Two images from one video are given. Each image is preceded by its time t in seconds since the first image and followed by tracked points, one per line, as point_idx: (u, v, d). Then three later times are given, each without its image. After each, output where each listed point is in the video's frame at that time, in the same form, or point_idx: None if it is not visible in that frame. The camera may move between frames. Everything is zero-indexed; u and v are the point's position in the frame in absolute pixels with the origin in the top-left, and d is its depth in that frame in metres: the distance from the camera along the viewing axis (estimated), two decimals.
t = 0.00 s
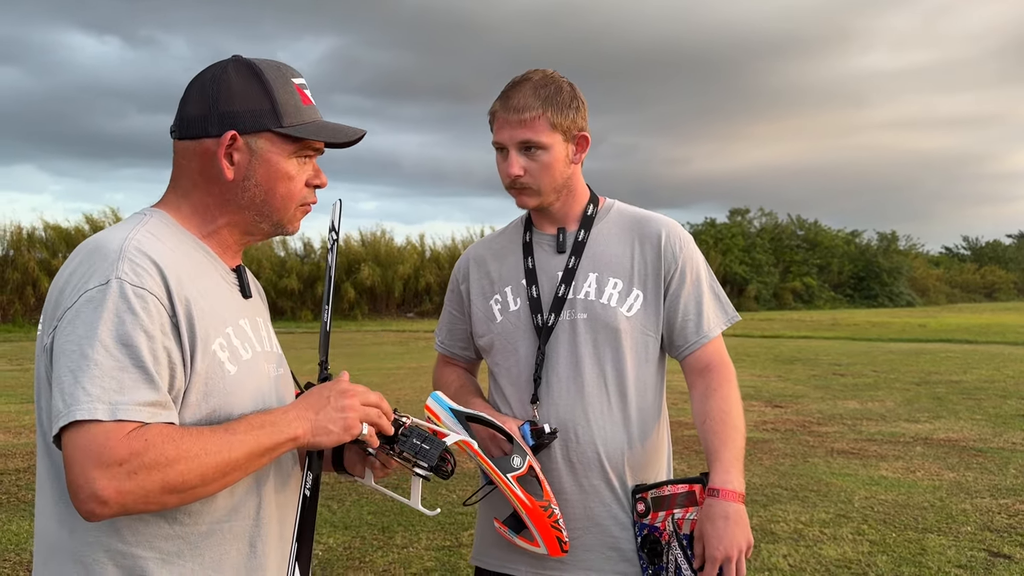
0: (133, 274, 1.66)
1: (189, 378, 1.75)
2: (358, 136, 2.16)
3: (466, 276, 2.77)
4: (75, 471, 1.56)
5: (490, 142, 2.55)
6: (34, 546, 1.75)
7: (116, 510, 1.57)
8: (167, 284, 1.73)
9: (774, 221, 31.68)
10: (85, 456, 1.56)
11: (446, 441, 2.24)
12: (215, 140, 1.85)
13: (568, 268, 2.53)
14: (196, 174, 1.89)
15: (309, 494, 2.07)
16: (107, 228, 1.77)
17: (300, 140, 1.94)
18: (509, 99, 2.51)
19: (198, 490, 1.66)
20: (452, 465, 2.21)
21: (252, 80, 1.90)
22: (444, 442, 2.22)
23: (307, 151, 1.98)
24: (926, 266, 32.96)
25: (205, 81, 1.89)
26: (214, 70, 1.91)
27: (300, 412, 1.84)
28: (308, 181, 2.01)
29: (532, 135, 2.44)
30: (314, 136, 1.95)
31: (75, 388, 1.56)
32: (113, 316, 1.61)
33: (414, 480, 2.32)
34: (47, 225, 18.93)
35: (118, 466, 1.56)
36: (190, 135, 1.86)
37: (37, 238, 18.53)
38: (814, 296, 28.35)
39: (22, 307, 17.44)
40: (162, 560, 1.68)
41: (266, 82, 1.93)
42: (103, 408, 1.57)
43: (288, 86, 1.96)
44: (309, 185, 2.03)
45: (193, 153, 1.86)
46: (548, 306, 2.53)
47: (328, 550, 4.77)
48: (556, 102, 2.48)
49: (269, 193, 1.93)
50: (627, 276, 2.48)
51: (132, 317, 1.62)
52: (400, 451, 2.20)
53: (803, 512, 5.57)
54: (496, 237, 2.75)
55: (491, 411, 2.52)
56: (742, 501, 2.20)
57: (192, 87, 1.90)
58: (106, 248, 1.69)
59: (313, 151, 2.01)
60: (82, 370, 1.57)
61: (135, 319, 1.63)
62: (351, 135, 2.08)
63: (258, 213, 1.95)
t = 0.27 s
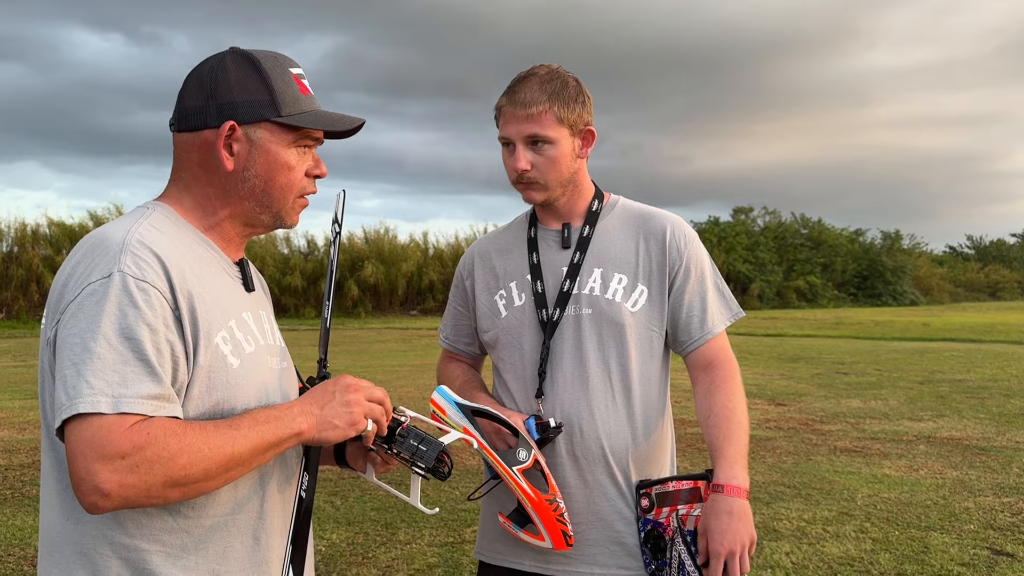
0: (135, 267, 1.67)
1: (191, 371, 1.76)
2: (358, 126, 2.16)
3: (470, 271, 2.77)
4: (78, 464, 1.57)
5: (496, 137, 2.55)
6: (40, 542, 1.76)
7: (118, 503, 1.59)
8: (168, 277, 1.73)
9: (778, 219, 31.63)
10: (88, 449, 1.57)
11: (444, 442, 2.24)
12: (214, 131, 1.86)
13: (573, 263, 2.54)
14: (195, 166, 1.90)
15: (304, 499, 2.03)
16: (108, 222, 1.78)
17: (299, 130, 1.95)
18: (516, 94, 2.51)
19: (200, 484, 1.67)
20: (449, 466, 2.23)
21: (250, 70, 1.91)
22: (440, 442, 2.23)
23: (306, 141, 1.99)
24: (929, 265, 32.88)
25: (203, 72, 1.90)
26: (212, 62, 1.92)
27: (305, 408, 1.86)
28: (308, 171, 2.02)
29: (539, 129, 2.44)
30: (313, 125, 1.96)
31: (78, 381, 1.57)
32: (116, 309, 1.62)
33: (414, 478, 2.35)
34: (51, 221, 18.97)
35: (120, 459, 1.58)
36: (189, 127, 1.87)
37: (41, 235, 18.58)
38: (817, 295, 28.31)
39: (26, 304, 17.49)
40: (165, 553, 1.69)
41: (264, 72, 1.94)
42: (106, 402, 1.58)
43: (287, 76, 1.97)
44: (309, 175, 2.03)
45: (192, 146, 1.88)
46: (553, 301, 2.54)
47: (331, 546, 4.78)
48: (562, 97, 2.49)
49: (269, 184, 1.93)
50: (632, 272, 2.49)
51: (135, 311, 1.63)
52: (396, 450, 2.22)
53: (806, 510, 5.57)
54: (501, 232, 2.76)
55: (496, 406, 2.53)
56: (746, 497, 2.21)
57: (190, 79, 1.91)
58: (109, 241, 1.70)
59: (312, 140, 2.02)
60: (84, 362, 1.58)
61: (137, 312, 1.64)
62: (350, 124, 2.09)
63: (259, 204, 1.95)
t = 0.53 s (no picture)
0: (137, 259, 1.67)
1: (197, 361, 1.78)
2: (346, 113, 2.17)
3: (474, 268, 2.77)
4: (104, 456, 1.58)
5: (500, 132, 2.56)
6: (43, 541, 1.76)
7: (151, 489, 1.59)
8: (170, 268, 1.74)
9: (780, 218, 31.59)
10: (111, 440, 1.58)
11: (439, 430, 2.26)
12: (204, 123, 1.86)
13: (576, 260, 2.54)
14: (187, 160, 1.90)
15: (298, 492, 2.03)
16: (102, 221, 1.78)
17: (289, 117, 1.95)
18: (519, 90, 2.52)
19: (230, 458, 1.69)
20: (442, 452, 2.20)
21: (239, 61, 1.91)
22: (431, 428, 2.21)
23: (297, 128, 2.00)
24: (932, 264, 32.84)
25: (191, 65, 1.90)
26: (199, 54, 1.92)
27: (320, 369, 1.88)
28: (300, 160, 2.02)
29: (542, 125, 2.45)
30: (303, 112, 1.97)
31: (93, 374, 1.58)
32: (124, 300, 1.63)
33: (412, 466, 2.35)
34: (54, 218, 18.99)
35: (145, 444, 1.59)
36: (179, 120, 1.88)
37: (44, 231, 18.60)
38: (819, 294, 28.29)
39: (29, 300, 17.53)
40: (173, 548, 1.70)
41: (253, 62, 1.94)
42: (122, 391, 1.59)
43: (275, 66, 1.98)
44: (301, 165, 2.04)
45: (183, 139, 1.88)
46: (556, 298, 2.54)
47: (333, 542, 4.79)
48: (566, 94, 2.50)
49: (262, 173, 1.93)
50: (635, 269, 2.49)
51: (141, 300, 1.64)
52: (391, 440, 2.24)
53: (808, 508, 5.57)
54: (505, 229, 2.76)
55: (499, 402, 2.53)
56: (748, 493, 2.21)
57: (178, 73, 1.91)
58: (107, 236, 1.70)
59: (303, 129, 2.03)
60: (97, 355, 1.59)
61: (144, 301, 1.65)
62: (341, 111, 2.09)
63: (253, 194, 1.96)
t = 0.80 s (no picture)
0: (143, 255, 1.68)
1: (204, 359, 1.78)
2: (356, 133, 2.15)
3: (475, 269, 2.77)
4: (125, 452, 1.58)
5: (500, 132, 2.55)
6: (42, 534, 1.78)
7: (177, 479, 1.61)
8: (175, 265, 1.75)
9: (782, 217, 31.57)
10: (130, 435, 1.58)
11: (438, 427, 2.30)
12: (208, 126, 1.86)
13: (577, 262, 2.53)
14: (188, 160, 1.90)
15: (299, 493, 2.02)
16: (106, 218, 1.77)
17: (295, 132, 1.93)
18: (520, 91, 2.52)
19: (251, 442, 1.71)
20: (442, 451, 2.24)
21: (250, 69, 1.91)
22: (430, 428, 2.24)
23: (303, 145, 1.98)
24: (933, 264, 32.81)
25: (203, 67, 1.91)
26: (213, 58, 1.93)
27: (323, 344, 1.88)
28: (301, 175, 2.01)
29: (542, 125, 2.45)
30: (309, 129, 1.94)
31: (106, 370, 1.58)
32: (134, 296, 1.63)
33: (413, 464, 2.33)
34: (55, 215, 19.01)
35: (167, 435, 1.59)
36: (184, 120, 1.88)
37: (46, 228, 18.63)
38: (820, 293, 28.27)
39: (30, 297, 17.56)
40: (174, 547, 1.70)
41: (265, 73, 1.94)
42: (138, 384, 1.59)
43: (287, 78, 1.97)
44: (302, 179, 2.02)
45: (185, 139, 1.88)
46: (557, 299, 2.54)
47: (334, 540, 4.79)
48: (566, 94, 2.49)
49: (260, 183, 1.92)
50: (636, 270, 2.49)
51: (149, 296, 1.64)
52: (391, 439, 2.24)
53: (808, 508, 5.57)
54: (506, 230, 2.76)
55: (499, 403, 2.53)
56: (748, 495, 2.21)
57: (190, 73, 1.92)
58: (109, 235, 1.70)
59: (309, 145, 2.00)
60: (110, 353, 1.59)
61: (152, 296, 1.65)
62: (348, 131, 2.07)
63: (249, 204, 1.94)
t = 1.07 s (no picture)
0: (156, 248, 1.67)
1: (215, 354, 1.78)
2: (375, 156, 2.14)
3: (478, 265, 2.77)
4: (135, 444, 1.56)
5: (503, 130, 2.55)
6: (40, 523, 1.78)
7: (185, 474, 1.59)
8: (186, 258, 1.74)
9: (782, 217, 31.57)
10: (141, 427, 1.57)
11: (436, 426, 2.26)
12: (230, 124, 1.85)
13: (580, 259, 2.53)
14: (206, 155, 1.89)
15: (300, 497, 2.03)
16: (117, 210, 1.76)
17: (317, 146, 1.93)
18: (523, 88, 2.51)
19: (260, 440, 1.71)
20: (443, 453, 2.22)
21: (282, 76, 1.90)
22: (431, 431, 2.22)
23: (322, 160, 1.97)
24: (934, 264, 32.79)
25: (236, 65, 1.90)
26: (248, 58, 1.91)
27: (334, 346, 1.91)
28: (312, 188, 1.99)
29: (546, 123, 2.44)
30: (331, 146, 1.94)
31: (119, 362, 1.57)
32: (147, 288, 1.63)
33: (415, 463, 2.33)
34: (55, 214, 19.02)
35: (177, 429, 1.58)
36: (209, 114, 1.87)
37: (46, 227, 18.63)
38: (821, 292, 28.25)
39: (30, 295, 17.56)
40: (177, 541, 1.70)
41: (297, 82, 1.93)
42: (151, 377, 1.58)
43: (317, 91, 1.96)
44: (313, 191, 2.00)
45: (205, 133, 1.87)
46: (560, 296, 2.54)
47: (334, 538, 4.79)
48: (569, 91, 2.48)
49: (272, 188, 1.91)
50: (639, 267, 2.48)
51: (162, 288, 1.64)
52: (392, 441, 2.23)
53: (809, 507, 5.56)
54: (510, 227, 2.76)
55: (501, 400, 2.53)
56: (750, 492, 2.20)
57: (223, 69, 1.90)
58: (123, 225, 1.68)
59: (327, 159, 2.00)
60: (123, 344, 1.58)
61: (166, 289, 1.65)
62: (367, 154, 2.06)
63: (258, 206, 1.93)
